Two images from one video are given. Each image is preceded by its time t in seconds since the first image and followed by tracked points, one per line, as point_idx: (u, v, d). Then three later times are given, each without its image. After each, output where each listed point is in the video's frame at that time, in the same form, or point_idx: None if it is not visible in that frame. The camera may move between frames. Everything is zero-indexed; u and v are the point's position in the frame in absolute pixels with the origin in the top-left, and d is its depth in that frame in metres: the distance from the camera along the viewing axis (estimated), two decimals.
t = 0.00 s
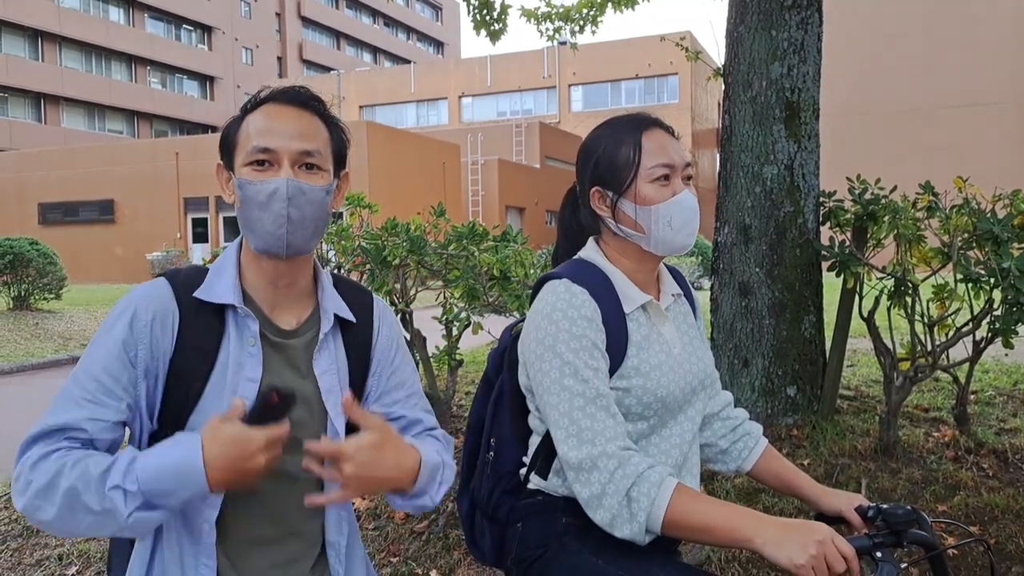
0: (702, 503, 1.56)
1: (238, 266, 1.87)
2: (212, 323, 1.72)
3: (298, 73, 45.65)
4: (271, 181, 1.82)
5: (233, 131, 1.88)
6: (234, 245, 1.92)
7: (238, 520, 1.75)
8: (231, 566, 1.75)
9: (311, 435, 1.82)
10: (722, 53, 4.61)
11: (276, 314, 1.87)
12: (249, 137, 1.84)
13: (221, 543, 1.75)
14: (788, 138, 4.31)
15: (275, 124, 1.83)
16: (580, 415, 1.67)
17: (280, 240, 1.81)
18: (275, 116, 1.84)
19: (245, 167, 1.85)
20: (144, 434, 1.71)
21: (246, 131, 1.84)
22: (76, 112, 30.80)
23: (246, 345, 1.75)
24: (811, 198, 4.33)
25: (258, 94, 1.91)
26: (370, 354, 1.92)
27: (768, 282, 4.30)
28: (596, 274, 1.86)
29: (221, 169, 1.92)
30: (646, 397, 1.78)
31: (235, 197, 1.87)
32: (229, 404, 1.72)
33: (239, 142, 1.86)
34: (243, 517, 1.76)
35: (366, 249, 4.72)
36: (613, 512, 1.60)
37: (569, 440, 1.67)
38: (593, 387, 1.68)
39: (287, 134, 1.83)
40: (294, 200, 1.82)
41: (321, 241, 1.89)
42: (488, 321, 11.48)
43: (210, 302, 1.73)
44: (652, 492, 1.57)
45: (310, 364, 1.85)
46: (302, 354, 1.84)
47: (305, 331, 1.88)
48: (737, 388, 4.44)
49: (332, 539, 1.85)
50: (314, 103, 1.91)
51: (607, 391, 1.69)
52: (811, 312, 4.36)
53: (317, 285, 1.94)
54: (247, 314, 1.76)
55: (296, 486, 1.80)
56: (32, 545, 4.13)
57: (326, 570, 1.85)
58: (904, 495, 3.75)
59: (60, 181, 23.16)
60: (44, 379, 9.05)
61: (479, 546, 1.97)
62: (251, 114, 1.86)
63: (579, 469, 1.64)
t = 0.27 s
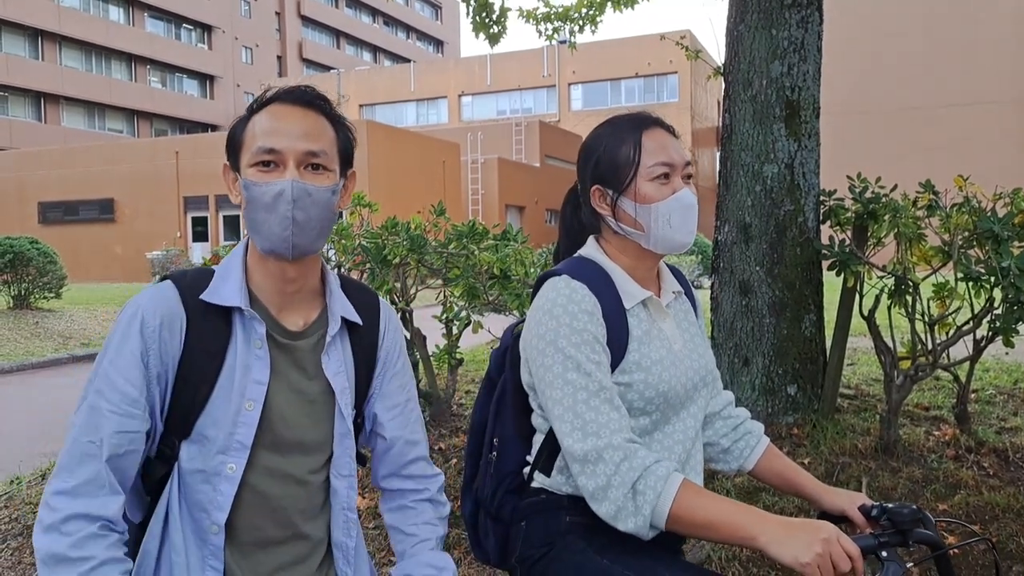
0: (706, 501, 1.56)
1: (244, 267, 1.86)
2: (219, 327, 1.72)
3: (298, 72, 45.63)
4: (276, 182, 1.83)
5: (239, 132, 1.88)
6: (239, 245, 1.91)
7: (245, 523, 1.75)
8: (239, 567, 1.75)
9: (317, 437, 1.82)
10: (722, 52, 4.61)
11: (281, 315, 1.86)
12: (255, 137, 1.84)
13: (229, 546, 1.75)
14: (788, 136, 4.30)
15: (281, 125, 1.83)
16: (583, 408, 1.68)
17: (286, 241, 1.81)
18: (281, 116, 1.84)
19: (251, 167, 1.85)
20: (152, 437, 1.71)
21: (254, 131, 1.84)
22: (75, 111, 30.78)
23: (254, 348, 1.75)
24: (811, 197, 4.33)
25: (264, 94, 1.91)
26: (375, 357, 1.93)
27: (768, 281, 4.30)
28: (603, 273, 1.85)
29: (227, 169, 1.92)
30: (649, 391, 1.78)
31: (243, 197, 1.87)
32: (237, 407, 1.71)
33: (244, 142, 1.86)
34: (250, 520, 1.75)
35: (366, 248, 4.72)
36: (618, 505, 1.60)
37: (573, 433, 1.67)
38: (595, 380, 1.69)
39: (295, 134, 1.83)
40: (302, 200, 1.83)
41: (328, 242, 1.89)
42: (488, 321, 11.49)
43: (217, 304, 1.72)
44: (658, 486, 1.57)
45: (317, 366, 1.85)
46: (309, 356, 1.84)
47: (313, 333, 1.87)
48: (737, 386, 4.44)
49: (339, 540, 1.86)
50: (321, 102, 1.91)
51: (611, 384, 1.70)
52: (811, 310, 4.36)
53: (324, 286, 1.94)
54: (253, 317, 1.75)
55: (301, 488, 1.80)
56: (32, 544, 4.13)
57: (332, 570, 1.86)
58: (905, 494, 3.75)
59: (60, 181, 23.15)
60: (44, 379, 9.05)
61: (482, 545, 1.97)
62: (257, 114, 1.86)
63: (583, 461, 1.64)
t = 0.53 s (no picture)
0: (711, 498, 1.55)
1: (250, 266, 1.87)
2: (224, 329, 1.72)
3: (298, 73, 45.65)
4: (274, 178, 1.84)
5: (245, 132, 1.89)
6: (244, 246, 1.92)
7: (250, 526, 1.75)
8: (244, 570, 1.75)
9: (324, 439, 1.83)
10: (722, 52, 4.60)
11: (286, 316, 1.86)
12: (255, 135, 1.85)
13: (233, 551, 1.75)
14: (789, 137, 4.30)
15: (283, 124, 1.84)
16: (587, 402, 1.67)
17: (288, 241, 1.82)
18: (283, 114, 1.85)
19: (251, 165, 1.86)
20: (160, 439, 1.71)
21: (250, 134, 1.87)
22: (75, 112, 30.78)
23: (260, 352, 1.75)
24: (812, 197, 4.33)
25: (267, 94, 1.93)
26: (380, 359, 1.93)
27: (768, 281, 4.30)
28: (602, 272, 1.86)
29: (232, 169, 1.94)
30: (650, 387, 1.77)
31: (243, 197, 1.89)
32: (242, 411, 1.71)
33: (247, 141, 1.88)
34: (255, 525, 1.76)
35: (366, 249, 4.72)
36: (622, 501, 1.59)
37: (576, 427, 1.67)
38: (598, 374, 1.69)
39: (293, 132, 1.84)
40: (300, 199, 1.83)
41: (331, 241, 1.89)
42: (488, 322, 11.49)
43: (224, 307, 1.72)
44: (665, 481, 1.57)
45: (321, 369, 1.85)
46: (313, 358, 1.84)
47: (319, 335, 1.87)
48: (738, 387, 4.43)
49: (345, 544, 1.86)
50: (324, 101, 1.92)
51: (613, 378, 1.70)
52: (812, 311, 4.36)
53: (330, 288, 1.94)
54: (260, 320, 1.75)
55: (307, 492, 1.80)
56: (32, 545, 4.13)
57: (336, 571, 1.86)
58: (906, 495, 3.75)
59: (60, 182, 23.14)
60: (44, 380, 9.05)
61: (486, 546, 1.97)
62: (260, 113, 1.87)
63: (590, 452, 1.63)
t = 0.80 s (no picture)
0: (716, 504, 1.57)
1: (258, 270, 1.89)
2: (231, 333, 1.74)
3: (303, 77, 45.81)
4: (284, 184, 1.86)
5: (254, 138, 1.91)
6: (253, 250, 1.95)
7: (258, 533, 1.77)
8: None
9: (331, 444, 1.85)
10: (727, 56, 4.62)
11: (294, 321, 1.88)
12: (265, 140, 1.88)
13: (241, 558, 1.76)
14: (794, 141, 4.31)
15: (292, 128, 1.86)
16: (592, 406, 1.69)
17: (294, 246, 1.84)
18: (293, 119, 1.87)
19: (261, 170, 1.89)
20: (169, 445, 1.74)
21: (260, 138, 1.90)
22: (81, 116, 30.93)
23: (265, 356, 1.77)
24: (817, 202, 4.34)
25: (279, 98, 1.95)
26: (388, 364, 1.95)
27: (773, 285, 4.31)
28: (605, 276, 1.87)
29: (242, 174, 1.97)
30: (656, 392, 1.78)
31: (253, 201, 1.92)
32: (249, 416, 1.73)
33: (257, 146, 1.90)
34: (262, 531, 1.78)
35: (372, 253, 4.75)
36: (627, 504, 1.60)
37: (581, 431, 1.68)
38: (603, 378, 1.70)
39: (302, 135, 1.87)
40: (309, 203, 1.86)
41: (340, 245, 1.92)
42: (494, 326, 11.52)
43: (228, 312, 1.74)
44: (670, 485, 1.58)
45: (328, 374, 1.87)
46: (321, 364, 1.86)
47: (328, 339, 1.89)
48: (743, 391, 4.44)
49: (352, 552, 1.87)
50: (336, 105, 1.94)
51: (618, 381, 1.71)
52: (817, 315, 4.36)
53: (339, 294, 1.97)
54: (264, 325, 1.77)
55: (314, 499, 1.82)
56: (39, 548, 4.15)
57: None
58: (911, 498, 3.75)
59: (66, 186, 23.25)
60: (50, 383, 9.10)
61: (492, 549, 1.98)
62: (270, 118, 1.89)
63: (595, 456, 1.65)
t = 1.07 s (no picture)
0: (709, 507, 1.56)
1: (254, 273, 1.90)
2: (227, 334, 1.74)
3: (302, 78, 45.78)
4: (285, 189, 1.87)
5: (255, 141, 1.92)
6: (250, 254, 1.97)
7: (257, 535, 1.78)
8: None
9: (329, 447, 1.85)
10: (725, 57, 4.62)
11: (291, 323, 1.88)
12: (267, 144, 1.89)
13: (239, 558, 1.77)
14: (791, 142, 4.32)
15: (293, 133, 1.87)
16: (583, 408, 1.69)
17: (295, 248, 1.84)
18: (295, 123, 1.88)
19: (262, 174, 1.90)
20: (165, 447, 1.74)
21: (257, 144, 1.92)
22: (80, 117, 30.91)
23: (261, 357, 1.77)
24: (814, 202, 4.35)
25: (278, 102, 1.96)
26: (386, 365, 1.96)
27: (771, 285, 4.32)
28: (602, 277, 1.88)
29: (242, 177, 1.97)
30: (650, 393, 1.78)
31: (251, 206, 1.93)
32: (245, 417, 1.74)
33: (258, 149, 1.91)
34: (260, 532, 1.78)
35: (370, 254, 4.75)
36: (599, 512, 1.62)
37: (561, 439, 1.69)
38: (596, 380, 1.70)
39: (296, 141, 1.87)
40: (305, 208, 1.86)
41: (340, 249, 1.92)
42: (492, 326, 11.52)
43: (225, 313, 1.74)
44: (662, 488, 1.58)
45: (325, 376, 1.87)
46: (318, 365, 1.86)
47: (325, 342, 1.90)
48: (740, 391, 4.45)
49: (351, 555, 1.88)
50: (336, 111, 1.95)
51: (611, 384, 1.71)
52: (814, 315, 4.37)
53: (339, 296, 1.97)
54: (260, 327, 1.78)
55: (310, 503, 1.82)
56: (38, 548, 4.16)
57: None
58: (908, 499, 3.76)
59: (65, 186, 23.23)
60: (49, 383, 9.09)
61: (489, 549, 1.99)
62: (271, 122, 1.90)
63: (587, 458, 1.65)
